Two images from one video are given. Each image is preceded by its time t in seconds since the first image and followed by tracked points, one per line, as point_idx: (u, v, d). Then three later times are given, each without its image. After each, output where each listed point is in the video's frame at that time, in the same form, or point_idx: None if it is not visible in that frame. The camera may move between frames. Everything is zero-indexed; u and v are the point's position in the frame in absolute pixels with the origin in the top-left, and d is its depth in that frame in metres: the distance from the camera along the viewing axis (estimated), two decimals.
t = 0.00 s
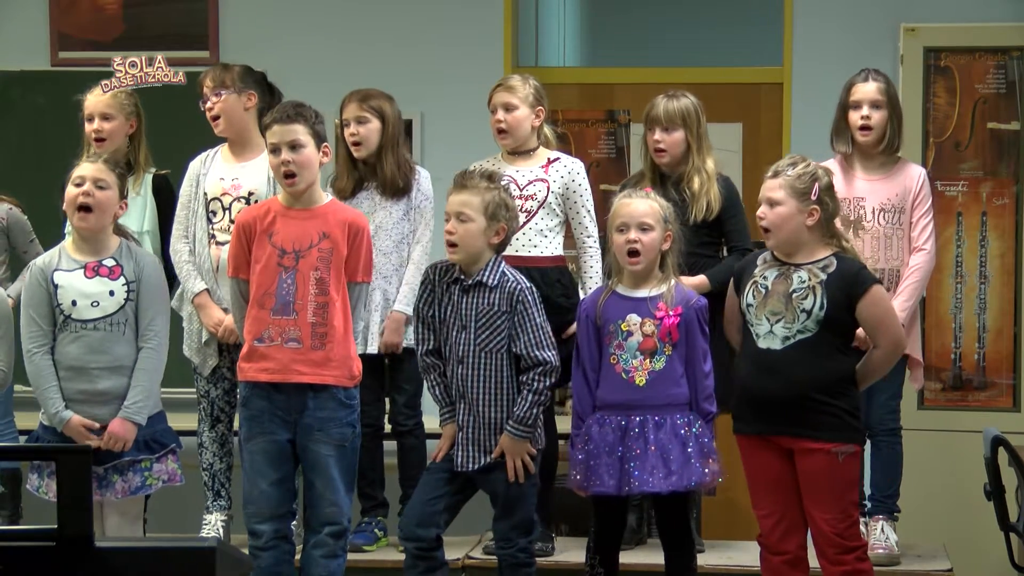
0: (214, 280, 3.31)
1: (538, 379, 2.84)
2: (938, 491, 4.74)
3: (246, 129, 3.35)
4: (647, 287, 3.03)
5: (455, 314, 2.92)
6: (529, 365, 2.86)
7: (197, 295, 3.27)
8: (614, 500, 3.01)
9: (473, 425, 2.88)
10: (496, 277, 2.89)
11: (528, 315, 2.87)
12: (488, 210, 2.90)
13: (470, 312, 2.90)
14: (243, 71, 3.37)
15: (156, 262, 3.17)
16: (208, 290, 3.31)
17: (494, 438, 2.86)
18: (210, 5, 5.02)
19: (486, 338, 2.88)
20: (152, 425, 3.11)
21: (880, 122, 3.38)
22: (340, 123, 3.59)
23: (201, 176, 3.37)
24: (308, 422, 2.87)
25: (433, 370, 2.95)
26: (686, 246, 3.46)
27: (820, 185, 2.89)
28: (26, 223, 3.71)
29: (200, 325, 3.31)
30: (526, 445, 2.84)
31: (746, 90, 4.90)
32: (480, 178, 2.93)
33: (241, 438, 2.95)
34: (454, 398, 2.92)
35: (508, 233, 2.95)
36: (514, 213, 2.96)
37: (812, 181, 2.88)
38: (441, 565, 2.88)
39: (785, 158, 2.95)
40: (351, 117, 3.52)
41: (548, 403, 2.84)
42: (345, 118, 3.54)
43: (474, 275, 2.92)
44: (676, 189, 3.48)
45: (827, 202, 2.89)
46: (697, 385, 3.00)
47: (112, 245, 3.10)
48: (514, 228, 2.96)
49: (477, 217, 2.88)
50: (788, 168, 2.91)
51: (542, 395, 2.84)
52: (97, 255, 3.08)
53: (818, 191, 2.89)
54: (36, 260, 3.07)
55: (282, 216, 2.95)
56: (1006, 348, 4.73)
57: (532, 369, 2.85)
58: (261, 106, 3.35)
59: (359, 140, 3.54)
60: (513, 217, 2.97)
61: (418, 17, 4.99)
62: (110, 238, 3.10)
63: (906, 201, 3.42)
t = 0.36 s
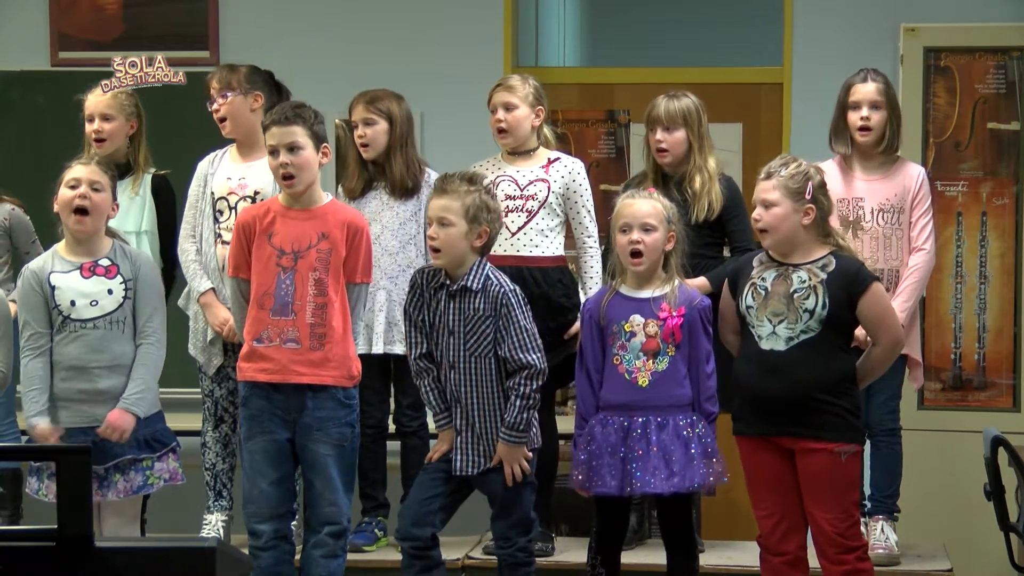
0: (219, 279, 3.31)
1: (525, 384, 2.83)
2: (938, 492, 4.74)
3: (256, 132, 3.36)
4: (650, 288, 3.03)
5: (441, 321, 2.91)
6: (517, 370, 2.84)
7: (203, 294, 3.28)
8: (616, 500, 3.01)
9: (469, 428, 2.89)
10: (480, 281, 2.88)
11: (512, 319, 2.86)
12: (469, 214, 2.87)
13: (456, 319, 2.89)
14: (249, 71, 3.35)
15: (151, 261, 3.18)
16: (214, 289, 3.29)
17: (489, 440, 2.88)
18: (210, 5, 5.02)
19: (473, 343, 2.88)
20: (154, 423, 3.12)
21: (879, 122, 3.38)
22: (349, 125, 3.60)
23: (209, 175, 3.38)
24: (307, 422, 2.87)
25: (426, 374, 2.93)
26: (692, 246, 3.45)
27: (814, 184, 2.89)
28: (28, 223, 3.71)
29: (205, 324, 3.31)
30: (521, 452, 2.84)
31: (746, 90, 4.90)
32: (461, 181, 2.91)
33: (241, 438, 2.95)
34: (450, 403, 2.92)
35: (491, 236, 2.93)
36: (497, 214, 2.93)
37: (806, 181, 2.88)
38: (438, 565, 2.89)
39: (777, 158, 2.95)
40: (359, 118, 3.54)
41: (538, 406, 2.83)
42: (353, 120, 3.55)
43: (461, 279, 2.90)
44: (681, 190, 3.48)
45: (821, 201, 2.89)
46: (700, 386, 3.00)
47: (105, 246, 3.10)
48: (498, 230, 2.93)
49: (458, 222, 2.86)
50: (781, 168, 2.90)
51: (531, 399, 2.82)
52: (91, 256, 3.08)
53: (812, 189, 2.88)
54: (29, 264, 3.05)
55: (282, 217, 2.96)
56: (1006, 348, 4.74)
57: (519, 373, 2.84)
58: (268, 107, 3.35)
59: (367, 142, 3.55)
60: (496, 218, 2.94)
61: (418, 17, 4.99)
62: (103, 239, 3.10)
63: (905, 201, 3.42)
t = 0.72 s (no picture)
0: (220, 279, 3.31)
1: (521, 383, 2.83)
2: (938, 492, 4.74)
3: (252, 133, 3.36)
4: (646, 289, 3.04)
5: (436, 322, 2.91)
6: (513, 369, 2.85)
7: (205, 294, 3.28)
8: (611, 501, 3.01)
9: (466, 429, 2.89)
10: (475, 281, 2.87)
11: (508, 317, 2.86)
12: (460, 214, 2.86)
13: (451, 319, 2.89)
14: (252, 70, 3.35)
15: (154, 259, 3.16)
16: (215, 289, 3.30)
17: (487, 442, 2.88)
18: (209, 5, 5.02)
19: (470, 343, 2.88)
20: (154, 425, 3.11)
21: (880, 123, 3.39)
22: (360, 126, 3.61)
23: (211, 176, 3.37)
24: (308, 422, 2.88)
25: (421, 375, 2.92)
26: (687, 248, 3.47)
27: (822, 183, 2.89)
28: (27, 223, 3.71)
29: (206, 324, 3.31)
30: (521, 452, 2.84)
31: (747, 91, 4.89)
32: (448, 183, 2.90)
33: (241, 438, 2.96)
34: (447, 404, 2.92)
35: (482, 235, 2.92)
36: (486, 213, 2.93)
37: (814, 180, 2.88)
38: (437, 565, 2.91)
39: (784, 159, 2.95)
40: (370, 120, 3.54)
41: (534, 405, 2.83)
42: (365, 121, 3.56)
43: (455, 280, 2.90)
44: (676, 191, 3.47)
45: (830, 200, 2.89)
46: (695, 387, 3.00)
47: (110, 245, 3.09)
48: (488, 229, 2.92)
49: (451, 222, 2.85)
50: (789, 168, 2.90)
51: (527, 399, 2.83)
52: (93, 256, 3.07)
53: (821, 188, 2.88)
54: (31, 264, 3.06)
55: (280, 217, 2.95)
56: (1006, 348, 4.74)
57: (515, 373, 2.84)
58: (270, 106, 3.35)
59: (379, 143, 3.55)
60: (486, 217, 2.94)
61: (418, 17, 4.99)
62: (107, 238, 3.09)
63: (905, 201, 3.42)
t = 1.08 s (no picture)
0: (214, 280, 3.31)
1: (520, 385, 2.84)
2: (940, 492, 4.74)
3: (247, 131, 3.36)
4: (637, 288, 3.04)
5: (443, 316, 2.92)
6: (513, 370, 2.85)
7: (199, 295, 3.29)
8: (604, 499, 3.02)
9: (463, 426, 2.89)
10: (486, 278, 2.89)
11: (514, 316, 2.87)
12: (474, 209, 2.89)
13: (458, 314, 2.90)
14: (241, 69, 3.35)
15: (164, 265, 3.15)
16: (209, 290, 3.31)
17: (484, 442, 2.87)
18: (209, 4, 5.01)
19: (474, 339, 2.89)
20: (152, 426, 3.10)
21: (883, 124, 3.39)
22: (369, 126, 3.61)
23: (204, 176, 3.38)
24: (308, 422, 2.88)
25: (423, 369, 2.92)
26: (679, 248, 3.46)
27: (835, 182, 2.90)
28: (23, 222, 3.71)
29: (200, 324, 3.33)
30: (519, 456, 2.84)
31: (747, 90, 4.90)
32: (465, 176, 2.92)
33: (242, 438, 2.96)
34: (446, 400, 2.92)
35: (497, 229, 2.94)
36: (502, 209, 2.95)
37: (826, 180, 2.89)
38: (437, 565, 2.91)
39: (796, 160, 2.95)
40: (379, 121, 3.55)
41: (532, 409, 2.84)
42: (373, 121, 3.56)
43: (466, 274, 2.92)
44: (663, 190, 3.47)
45: (844, 199, 2.89)
46: (684, 387, 3.00)
47: (120, 246, 3.10)
48: (503, 224, 2.94)
49: (463, 216, 2.88)
50: (801, 169, 2.91)
51: (525, 402, 2.84)
52: (103, 255, 3.07)
53: (834, 188, 2.89)
54: (42, 257, 3.09)
55: (281, 217, 2.95)
56: (1006, 348, 4.74)
57: (515, 374, 2.85)
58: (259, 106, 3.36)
59: (387, 145, 3.56)
60: (502, 212, 2.95)
61: (418, 17, 4.99)
62: (119, 239, 3.09)
63: (905, 201, 3.42)
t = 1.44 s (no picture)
0: (211, 281, 3.31)
1: (527, 388, 2.84)
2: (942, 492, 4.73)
3: (242, 129, 3.35)
4: (624, 288, 3.04)
5: (459, 311, 2.94)
6: (522, 371, 2.85)
7: (196, 295, 3.28)
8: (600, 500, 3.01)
9: (465, 422, 2.89)
10: (505, 278, 2.91)
11: (529, 318, 2.88)
12: (496, 206, 2.90)
13: (473, 310, 2.92)
14: (233, 69, 3.35)
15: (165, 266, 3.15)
16: (205, 291, 3.30)
17: (485, 439, 2.87)
18: (210, 4, 5.00)
19: (486, 336, 2.90)
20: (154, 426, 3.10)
21: (883, 125, 3.38)
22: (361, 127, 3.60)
23: (200, 176, 3.37)
24: (308, 422, 2.87)
25: (429, 361, 2.94)
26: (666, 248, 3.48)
27: (858, 183, 2.89)
28: (21, 222, 3.70)
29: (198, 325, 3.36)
30: (521, 458, 2.83)
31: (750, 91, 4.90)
32: (488, 173, 2.93)
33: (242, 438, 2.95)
34: (450, 395, 2.92)
35: (518, 228, 2.96)
36: (525, 206, 2.96)
37: (849, 180, 2.88)
38: (438, 565, 2.91)
39: (818, 161, 2.94)
40: (373, 122, 3.52)
41: (537, 413, 2.84)
42: (367, 122, 3.54)
43: (486, 271, 2.94)
44: (655, 192, 3.48)
45: (866, 200, 2.89)
46: (676, 386, 3.01)
47: (122, 247, 3.09)
48: (526, 222, 2.96)
49: (485, 214, 2.90)
50: (824, 170, 2.90)
51: (530, 405, 2.84)
52: (107, 255, 3.07)
53: (856, 189, 2.88)
54: (42, 258, 3.08)
55: (284, 216, 2.94)
56: (1007, 348, 4.73)
57: (524, 376, 2.85)
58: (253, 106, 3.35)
59: (382, 144, 3.54)
60: (525, 209, 2.97)
61: (418, 17, 4.98)
62: (120, 240, 3.09)
63: (906, 202, 3.42)
